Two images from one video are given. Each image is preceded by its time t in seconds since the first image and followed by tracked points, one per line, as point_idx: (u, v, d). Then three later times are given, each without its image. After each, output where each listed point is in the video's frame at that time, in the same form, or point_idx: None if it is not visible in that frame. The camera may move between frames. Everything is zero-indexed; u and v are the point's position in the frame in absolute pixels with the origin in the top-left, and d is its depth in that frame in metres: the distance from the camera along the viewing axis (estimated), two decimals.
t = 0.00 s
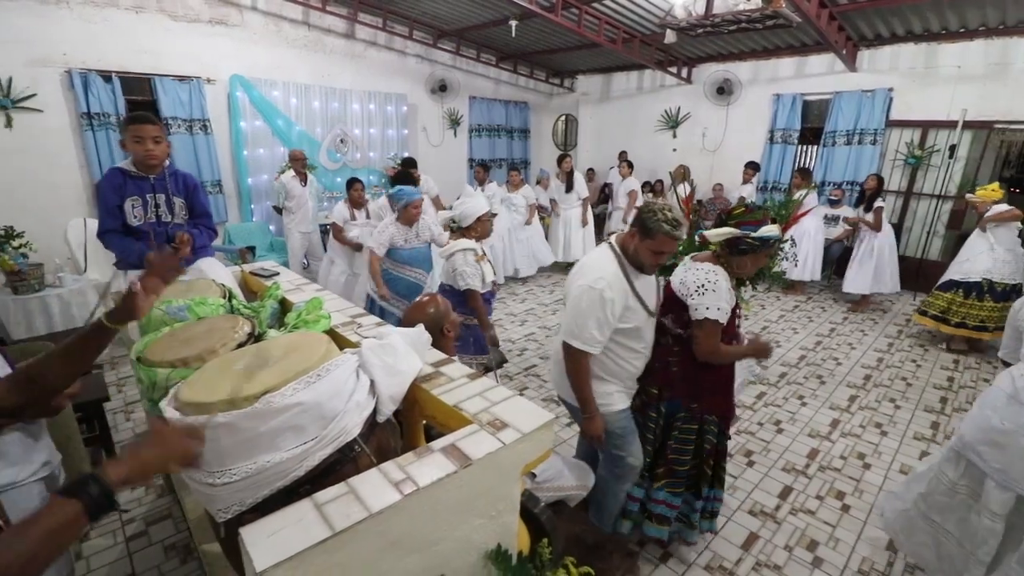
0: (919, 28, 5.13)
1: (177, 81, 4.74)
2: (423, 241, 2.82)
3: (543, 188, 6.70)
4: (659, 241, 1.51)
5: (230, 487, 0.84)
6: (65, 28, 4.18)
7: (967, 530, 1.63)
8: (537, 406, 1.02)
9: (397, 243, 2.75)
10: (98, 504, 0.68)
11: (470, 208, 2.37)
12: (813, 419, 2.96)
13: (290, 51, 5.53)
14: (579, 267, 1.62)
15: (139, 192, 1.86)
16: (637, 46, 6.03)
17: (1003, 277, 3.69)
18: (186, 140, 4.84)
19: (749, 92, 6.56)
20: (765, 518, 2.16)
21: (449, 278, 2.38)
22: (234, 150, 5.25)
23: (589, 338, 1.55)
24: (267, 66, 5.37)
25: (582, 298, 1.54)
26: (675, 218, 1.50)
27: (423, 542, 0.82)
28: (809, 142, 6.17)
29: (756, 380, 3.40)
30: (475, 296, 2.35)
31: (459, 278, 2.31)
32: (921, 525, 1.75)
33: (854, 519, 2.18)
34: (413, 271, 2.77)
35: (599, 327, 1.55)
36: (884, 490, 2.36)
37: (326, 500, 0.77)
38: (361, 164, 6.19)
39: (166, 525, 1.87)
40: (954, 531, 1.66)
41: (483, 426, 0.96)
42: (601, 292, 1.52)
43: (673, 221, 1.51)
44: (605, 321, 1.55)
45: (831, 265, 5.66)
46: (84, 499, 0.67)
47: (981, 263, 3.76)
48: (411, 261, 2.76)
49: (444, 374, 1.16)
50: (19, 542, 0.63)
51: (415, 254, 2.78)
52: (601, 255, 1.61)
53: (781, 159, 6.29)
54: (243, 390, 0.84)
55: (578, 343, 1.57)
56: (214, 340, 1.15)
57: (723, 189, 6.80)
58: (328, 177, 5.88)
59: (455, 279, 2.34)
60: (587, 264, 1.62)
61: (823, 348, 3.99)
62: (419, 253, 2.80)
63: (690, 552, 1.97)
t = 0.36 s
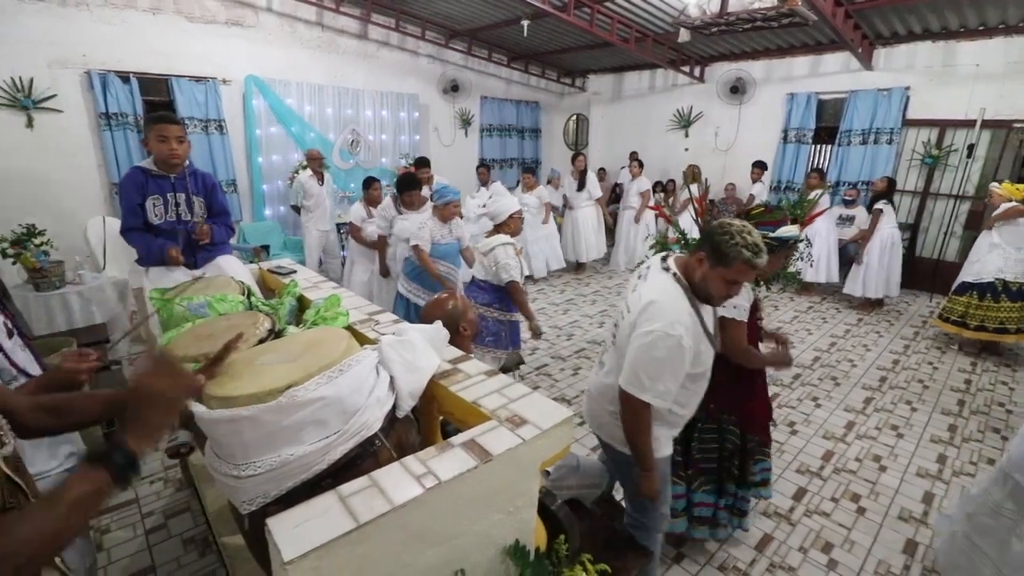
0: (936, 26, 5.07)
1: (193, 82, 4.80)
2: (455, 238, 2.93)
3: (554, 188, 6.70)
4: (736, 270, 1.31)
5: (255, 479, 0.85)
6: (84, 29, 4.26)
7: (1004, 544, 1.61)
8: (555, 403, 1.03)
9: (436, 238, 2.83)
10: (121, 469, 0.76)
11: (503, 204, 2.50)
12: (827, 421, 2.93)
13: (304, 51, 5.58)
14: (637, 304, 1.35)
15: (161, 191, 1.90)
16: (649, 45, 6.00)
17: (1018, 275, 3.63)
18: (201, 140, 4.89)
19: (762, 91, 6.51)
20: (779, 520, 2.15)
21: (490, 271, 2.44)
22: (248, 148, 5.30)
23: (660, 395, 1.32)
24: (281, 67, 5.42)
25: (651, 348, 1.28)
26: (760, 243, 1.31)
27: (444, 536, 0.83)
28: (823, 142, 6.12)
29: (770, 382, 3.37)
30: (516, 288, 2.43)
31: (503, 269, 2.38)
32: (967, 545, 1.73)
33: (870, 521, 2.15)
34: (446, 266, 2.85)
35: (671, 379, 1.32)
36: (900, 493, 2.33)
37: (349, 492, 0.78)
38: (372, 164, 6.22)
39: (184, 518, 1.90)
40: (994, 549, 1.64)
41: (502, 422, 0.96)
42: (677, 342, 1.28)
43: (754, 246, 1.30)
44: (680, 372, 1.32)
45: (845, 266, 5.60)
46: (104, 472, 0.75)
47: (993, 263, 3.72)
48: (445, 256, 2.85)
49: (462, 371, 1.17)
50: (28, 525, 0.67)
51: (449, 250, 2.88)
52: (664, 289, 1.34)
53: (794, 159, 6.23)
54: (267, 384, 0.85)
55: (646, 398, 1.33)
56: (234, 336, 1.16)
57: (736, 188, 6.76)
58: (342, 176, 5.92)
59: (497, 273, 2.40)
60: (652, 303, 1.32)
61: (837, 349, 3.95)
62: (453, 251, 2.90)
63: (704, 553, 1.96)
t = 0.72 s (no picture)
0: (953, 23, 5.00)
1: (209, 82, 4.86)
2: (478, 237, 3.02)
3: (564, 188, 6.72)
4: (777, 263, 1.21)
5: (275, 471, 0.87)
6: (102, 30, 4.33)
7: None
8: (570, 399, 1.03)
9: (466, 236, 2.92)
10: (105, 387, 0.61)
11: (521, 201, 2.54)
12: (841, 423, 2.90)
13: (317, 52, 5.63)
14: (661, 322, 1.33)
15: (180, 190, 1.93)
16: (661, 44, 5.98)
17: None
18: (216, 140, 4.96)
19: (775, 90, 6.45)
20: (793, 521, 2.14)
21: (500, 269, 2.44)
22: (262, 147, 5.36)
23: (689, 418, 1.25)
24: (294, 67, 5.48)
25: (673, 362, 1.24)
26: (802, 233, 1.22)
27: (460, 529, 0.84)
28: (837, 141, 6.06)
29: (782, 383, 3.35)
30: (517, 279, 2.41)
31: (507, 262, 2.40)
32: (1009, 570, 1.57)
33: (885, 524, 2.13)
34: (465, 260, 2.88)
35: (703, 401, 1.25)
36: (916, 496, 2.30)
37: (367, 484, 0.79)
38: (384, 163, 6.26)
39: (200, 511, 1.93)
40: None
41: (517, 417, 0.97)
42: (705, 356, 1.22)
43: (796, 237, 1.21)
44: (709, 393, 1.25)
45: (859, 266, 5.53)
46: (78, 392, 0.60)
47: (1007, 264, 3.65)
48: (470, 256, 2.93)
49: (477, 367, 1.18)
50: (24, 478, 0.57)
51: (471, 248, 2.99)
52: (690, 304, 1.31)
53: (808, 159, 6.17)
54: (287, 378, 0.87)
55: (674, 422, 1.26)
56: (254, 331, 1.18)
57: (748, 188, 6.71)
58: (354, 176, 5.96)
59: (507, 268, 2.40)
60: (675, 318, 1.29)
61: (851, 351, 3.91)
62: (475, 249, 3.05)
63: (715, 554, 1.95)
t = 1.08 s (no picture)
0: (969, 22, 4.94)
1: (223, 82, 4.92)
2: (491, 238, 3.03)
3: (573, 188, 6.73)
4: (822, 264, 1.08)
5: (295, 461, 0.88)
6: (119, 30, 4.40)
7: None
8: (585, 394, 1.04)
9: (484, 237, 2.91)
10: (167, 511, 0.70)
11: (530, 206, 2.52)
12: (854, 425, 2.87)
13: (329, 52, 5.67)
14: (698, 328, 1.23)
15: (196, 185, 1.97)
16: (673, 43, 5.96)
17: None
18: (230, 139, 5.01)
19: (788, 89, 6.40)
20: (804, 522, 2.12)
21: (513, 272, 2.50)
22: (275, 146, 5.41)
23: (713, 434, 1.15)
24: (307, 67, 5.52)
25: (699, 372, 1.14)
26: (854, 234, 1.08)
27: (476, 520, 0.85)
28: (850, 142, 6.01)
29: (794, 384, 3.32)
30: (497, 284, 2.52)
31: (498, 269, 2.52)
32: (995, 567, 1.45)
33: (898, 527, 2.11)
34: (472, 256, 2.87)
35: (730, 418, 1.14)
36: (930, 499, 2.28)
37: (387, 474, 0.80)
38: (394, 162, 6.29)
39: (214, 504, 1.96)
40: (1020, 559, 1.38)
41: (533, 412, 0.98)
42: (733, 366, 1.11)
43: (848, 239, 1.08)
44: (735, 409, 1.13)
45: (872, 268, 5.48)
46: (148, 499, 0.69)
47: None
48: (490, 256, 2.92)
49: (492, 363, 1.19)
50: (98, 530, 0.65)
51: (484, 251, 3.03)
52: (725, 311, 1.22)
53: (821, 159, 6.12)
54: (307, 368, 0.89)
55: (695, 435, 1.17)
56: (272, 325, 1.19)
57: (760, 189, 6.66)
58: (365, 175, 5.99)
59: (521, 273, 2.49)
60: (708, 325, 1.21)
61: (864, 352, 3.87)
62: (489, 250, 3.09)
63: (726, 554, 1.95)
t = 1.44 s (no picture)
0: (979, 21, 4.91)
1: (232, 82, 4.95)
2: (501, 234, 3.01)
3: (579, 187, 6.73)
4: (907, 277, 0.91)
5: (315, 452, 0.89)
6: (130, 30, 4.43)
7: None
8: (600, 388, 1.04)
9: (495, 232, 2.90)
10: (184, 513, 0.70)
11: (538, 203, 2.52)
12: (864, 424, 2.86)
13: (337, 52, 5.70)
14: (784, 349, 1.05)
15: (210, 183, 2.01)
16: (680, 43, 5.96)
17: None
18: (239, 139, 5.06)
19: (796, 88, 6.38)
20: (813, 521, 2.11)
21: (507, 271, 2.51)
22: (283, 146, 5.44)
23: (786, 463, 0.96)
24: (315, 66, 5.56)
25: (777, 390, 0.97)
26: (958, 245, 0.87)
27: (494, 510, 0.86)
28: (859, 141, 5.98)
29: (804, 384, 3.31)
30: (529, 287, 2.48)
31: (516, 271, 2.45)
32: (987, 545, 1.50)
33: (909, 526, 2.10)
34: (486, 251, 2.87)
35: (805, 448, 0.94)
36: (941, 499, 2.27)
37: (406, 465, 0.81)
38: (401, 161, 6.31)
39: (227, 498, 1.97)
40: (1016, 541, 1.44)
41: (549, 405, 0.98)
42: (812, 390, 0.92)
43: (949, 251, 0.87)
44: (814, 440, 0.93)
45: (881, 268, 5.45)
46: (167, 507, 0.69)
47: None
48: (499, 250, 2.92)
49: (506, 357, 1.20)
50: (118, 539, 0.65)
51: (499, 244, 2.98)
52: (812, 332, 1.03)
53: (829, 158, 6.09)
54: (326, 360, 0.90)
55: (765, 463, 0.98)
56: (288, 319, 1.19)
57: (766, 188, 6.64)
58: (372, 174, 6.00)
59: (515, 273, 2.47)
60: (792, 347, 1.02)
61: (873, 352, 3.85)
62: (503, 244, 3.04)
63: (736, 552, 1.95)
